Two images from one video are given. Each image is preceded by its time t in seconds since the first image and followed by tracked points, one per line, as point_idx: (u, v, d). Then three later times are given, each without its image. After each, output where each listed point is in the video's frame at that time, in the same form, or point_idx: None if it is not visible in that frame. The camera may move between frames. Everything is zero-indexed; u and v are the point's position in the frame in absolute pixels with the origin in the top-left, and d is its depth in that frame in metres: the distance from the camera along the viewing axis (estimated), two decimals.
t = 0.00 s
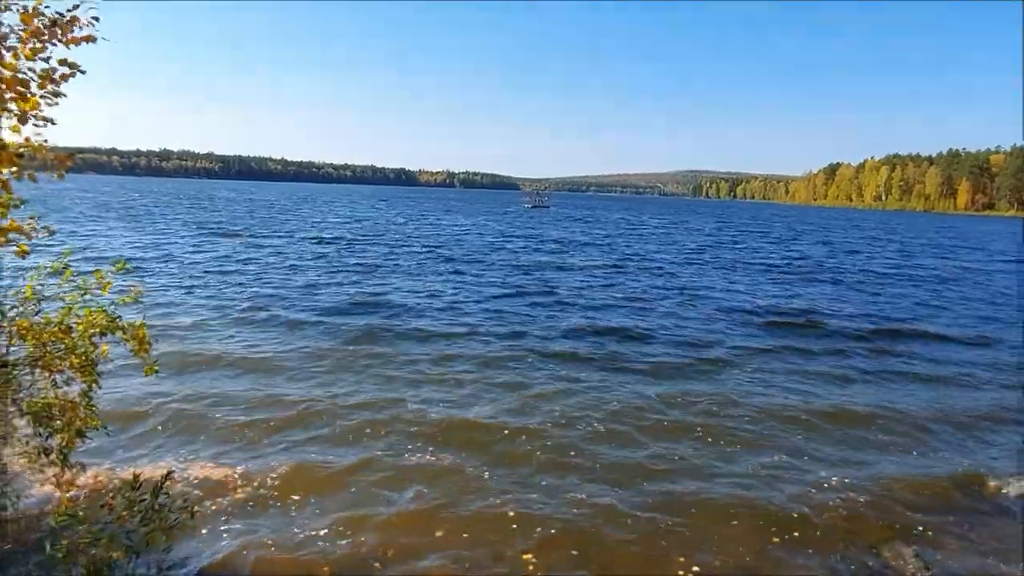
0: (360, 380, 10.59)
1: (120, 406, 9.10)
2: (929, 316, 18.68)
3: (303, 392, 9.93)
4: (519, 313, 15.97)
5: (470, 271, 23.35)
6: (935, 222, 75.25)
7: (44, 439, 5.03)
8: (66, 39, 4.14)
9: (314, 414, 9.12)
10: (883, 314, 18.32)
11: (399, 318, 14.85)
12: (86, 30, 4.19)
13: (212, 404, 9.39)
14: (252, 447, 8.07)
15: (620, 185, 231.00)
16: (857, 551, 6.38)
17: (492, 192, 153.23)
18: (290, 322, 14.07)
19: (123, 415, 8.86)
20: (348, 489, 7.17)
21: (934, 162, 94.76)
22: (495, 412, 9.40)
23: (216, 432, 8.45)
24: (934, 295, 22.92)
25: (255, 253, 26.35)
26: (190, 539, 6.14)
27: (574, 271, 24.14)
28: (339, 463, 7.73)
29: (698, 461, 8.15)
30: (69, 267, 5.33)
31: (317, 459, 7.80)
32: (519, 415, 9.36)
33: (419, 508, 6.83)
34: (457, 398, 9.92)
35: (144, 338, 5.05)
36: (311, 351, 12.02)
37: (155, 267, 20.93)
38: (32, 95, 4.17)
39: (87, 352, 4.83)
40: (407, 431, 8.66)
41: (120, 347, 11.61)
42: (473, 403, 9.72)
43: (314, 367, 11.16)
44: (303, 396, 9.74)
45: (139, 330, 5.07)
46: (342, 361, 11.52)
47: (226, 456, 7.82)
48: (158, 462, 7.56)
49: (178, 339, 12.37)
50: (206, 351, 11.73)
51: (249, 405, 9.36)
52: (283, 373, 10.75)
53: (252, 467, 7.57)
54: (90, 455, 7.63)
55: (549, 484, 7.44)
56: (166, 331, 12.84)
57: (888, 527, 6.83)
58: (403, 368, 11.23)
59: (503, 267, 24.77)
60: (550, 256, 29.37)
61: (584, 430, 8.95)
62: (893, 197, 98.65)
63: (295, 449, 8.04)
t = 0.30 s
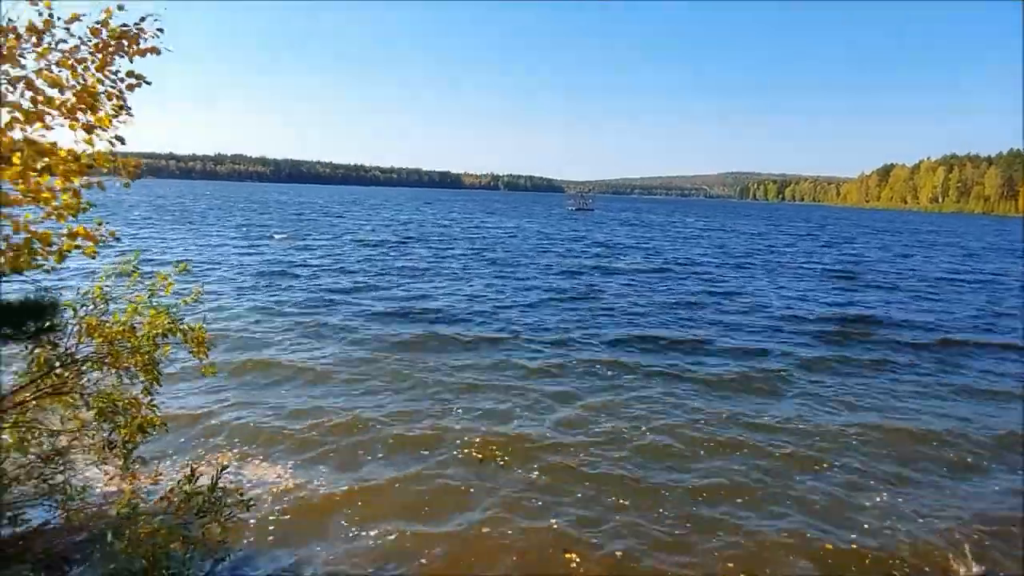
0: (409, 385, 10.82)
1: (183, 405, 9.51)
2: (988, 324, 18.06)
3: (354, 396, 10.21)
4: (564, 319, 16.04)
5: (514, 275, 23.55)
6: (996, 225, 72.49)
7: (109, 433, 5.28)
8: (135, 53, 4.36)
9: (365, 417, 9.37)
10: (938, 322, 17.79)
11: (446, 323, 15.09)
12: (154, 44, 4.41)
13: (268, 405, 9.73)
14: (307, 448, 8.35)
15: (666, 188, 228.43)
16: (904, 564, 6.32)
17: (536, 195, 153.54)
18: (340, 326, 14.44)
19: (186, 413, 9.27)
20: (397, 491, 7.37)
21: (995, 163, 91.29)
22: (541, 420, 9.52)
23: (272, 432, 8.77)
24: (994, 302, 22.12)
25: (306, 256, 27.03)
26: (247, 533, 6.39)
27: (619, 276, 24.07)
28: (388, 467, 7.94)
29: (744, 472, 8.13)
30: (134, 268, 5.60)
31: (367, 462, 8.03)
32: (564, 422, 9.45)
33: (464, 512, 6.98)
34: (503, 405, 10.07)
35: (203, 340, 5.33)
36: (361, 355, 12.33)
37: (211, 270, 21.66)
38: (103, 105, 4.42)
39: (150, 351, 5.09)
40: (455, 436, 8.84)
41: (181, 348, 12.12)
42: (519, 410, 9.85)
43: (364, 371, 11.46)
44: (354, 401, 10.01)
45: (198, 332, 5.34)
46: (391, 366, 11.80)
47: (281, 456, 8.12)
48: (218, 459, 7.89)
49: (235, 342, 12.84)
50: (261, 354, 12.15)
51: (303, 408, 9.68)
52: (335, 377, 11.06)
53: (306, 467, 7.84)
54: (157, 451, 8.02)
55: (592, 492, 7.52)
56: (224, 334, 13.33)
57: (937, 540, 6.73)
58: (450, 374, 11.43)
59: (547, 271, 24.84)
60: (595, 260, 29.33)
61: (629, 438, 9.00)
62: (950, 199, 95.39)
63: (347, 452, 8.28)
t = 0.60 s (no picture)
0: (470, 387, 10.98)
1: (254, 403, 9.92)
2: None
3: (415, 399, 10.42)
4: (623, 324, 15.97)
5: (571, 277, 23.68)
6: None
7: (183, 424, 5.54)
8: (213, 63, 4.57)
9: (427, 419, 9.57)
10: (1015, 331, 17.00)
11: (504, 327, 15.22)
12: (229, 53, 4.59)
13: (335, 405, 10.05)
14: (371, 447, 8.59)
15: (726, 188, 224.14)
16: None
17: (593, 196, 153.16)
18: (402, 329, 14.76)
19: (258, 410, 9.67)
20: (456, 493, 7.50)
21: None
22: (600, 426, 9.52)
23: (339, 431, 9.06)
24: None
25: (368, 257, 27.68)
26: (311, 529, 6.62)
27: (679, 280, 23.77)
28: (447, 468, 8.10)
29: (808, 485, 7.96)
30: (209, 266, 5.87)
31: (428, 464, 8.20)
32: (624, 430, 9.43)
33: (522, 516, 7.06)
34: (563, 410, 10.11)
35: (269, 337, 5.56)
36: (423, 358, 12.58)
37: (279, 270, 22.46)
38: (181, 112, 4.65)
39: (222, 346, 5.30)
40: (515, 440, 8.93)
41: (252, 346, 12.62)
42: (578, 415, 9.88)
43: (425, 373, 11.68)
44: (416, 403, 10.22)
45: (265, 329, 5.57)
46: (452, 369, 11.99)
47: (347, 454, 8.38)
48: (285, 451, 8.33)
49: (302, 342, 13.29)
50: (327, 355, 12.54)
51: (367, 408, 9.95)
52: (397, 378, 11.32)
53: (369, 467, 8.07)
54: (231, 445, 8.40)
55: (650, 501, 7.49)
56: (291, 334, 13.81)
57: (1002, 561, 6.50)
58: (510, 378, 11.54)
59: (606, 274, 24.73)
60: (654, 263, 29.03)
61: (690, 447, 8.92)
62: None
63: (409, 453, 8.47)
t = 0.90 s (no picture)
0: (529, 389, 11.08)
1: (321, 399, 10.26)
2: None
3: (475, 399, 10.59)
4: (683, 328, 15.82)
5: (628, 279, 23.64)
6: None
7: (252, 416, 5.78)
8: (283, 69, 4.75)
9: (486, 421, 9.72)
10: None
11: (563, 329, 15.27)
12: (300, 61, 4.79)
13: (397, 404, 10.30)
14: (431, 444, 8.86)
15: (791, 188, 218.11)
16: None
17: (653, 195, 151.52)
18: (462, 330, 14.98)
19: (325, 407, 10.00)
20: (513, 497, 7.61)
21: None
22: (660, 432, 9.48)
23: (401, 430, 9.28)
24: None
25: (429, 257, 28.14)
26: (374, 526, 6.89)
27: (741, 282, 23.30)
28: (505, 471, 8.22)
29: (876, 498, 7.75)
30: (279, 264, 6.09)
31: (487, 465, 8.34)
32: (685, 435, 9.38)
33: (578, 519, 7.11)
34: (622, 414, 10.10)
35: (334, 330, 5.77)
36: (483, 359, 12.76)
37: (344, 269, 23.09)
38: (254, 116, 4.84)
39: (289, 340, 5.52)
40: (572, 444, 9.01)
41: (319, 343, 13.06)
42: (637, 421, 9.86)
43: (485, 375, 11.86)
44: (476, 403, 10.38)
45: (330, 322, 5.79)
46: (511, 371, 12.12)
47: (410, 452, 8.59)
48: (348, 442, 8.72)
49: (365, 342, 13.66)
50: (391, 354, 12.88)
51: (429, 407, 10.17)
52: (458, 379, 11.53)
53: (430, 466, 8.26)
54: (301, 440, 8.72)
55: (710, 508, 7.44)
56: (355, 334, 14.22)
57: None
58: (568, 381, 11.60)
59: (666, 276, 24.45)
60: (716, 264, 28.52)
61: (752, 456, 8.81)
62: None
63: (468, 451, 8.69)
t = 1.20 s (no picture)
0: (583, 394, 11.04)
1: (378, 400, 10.46)
2: None
3: (529, 401, 10.61)
4: (740, 336, 15.50)
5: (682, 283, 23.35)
6: None
7: (311, 415, 5.92)
8: (347, 80, 4.88)
9: (541, 424, 9.73)
10: None
11: (617, 335, 15.16)
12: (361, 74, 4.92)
13: (452, 405, 10.41)
14: (480, 445, 8.97)
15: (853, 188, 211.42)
16: None
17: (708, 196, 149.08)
18: (516, 335, 15.04)
19: (383, 407, 10.20)
20: (566, 501, 7.63)
21: None
22: (717, 437, 9.31)
23: (456, 433, 9.38)
24: None
25: (482, 260, 28.36)
26: (427, 525, 7.05)
27: (801, 287, 22.67)
28: (556, 473, 8.24)
29: (948, 510, 7.44)
30: (338, 266, 6.24)
31: (541, 468, 8.35)
32: (743, 441, 9.20)
33: (630, 526, 7.10)
34: (678, 420, 9.96)
35: (390, 336, 5.83)
36: (537, 362, 12.76)
37: (399, 272, 23.47)
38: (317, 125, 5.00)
39: (346, 342, 5.58)
40: (628, 448, 8.95)
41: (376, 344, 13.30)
42: (694, 427, 9.71)
43: (535, 377, 11.92)
44: (531, 406, 10.40)
45: (387, 328, 5.84)
46: (564, 376, 12.10)
47: (465, 455, 8.68)
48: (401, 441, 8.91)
49: (420, 344, 13.84)
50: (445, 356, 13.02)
51: (484, 410, 10.23)
52: (512, 382, 11.57)
53: (483, 467, 8.36)
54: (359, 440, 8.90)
55: (769, 519, 7.29)
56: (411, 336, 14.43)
57: None
58: (623, 386, 11.51)
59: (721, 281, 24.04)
60: (775, 268, 27.83)
61: (814, 465, 8.57)
62: None
63: (518, 453, 8.77)
